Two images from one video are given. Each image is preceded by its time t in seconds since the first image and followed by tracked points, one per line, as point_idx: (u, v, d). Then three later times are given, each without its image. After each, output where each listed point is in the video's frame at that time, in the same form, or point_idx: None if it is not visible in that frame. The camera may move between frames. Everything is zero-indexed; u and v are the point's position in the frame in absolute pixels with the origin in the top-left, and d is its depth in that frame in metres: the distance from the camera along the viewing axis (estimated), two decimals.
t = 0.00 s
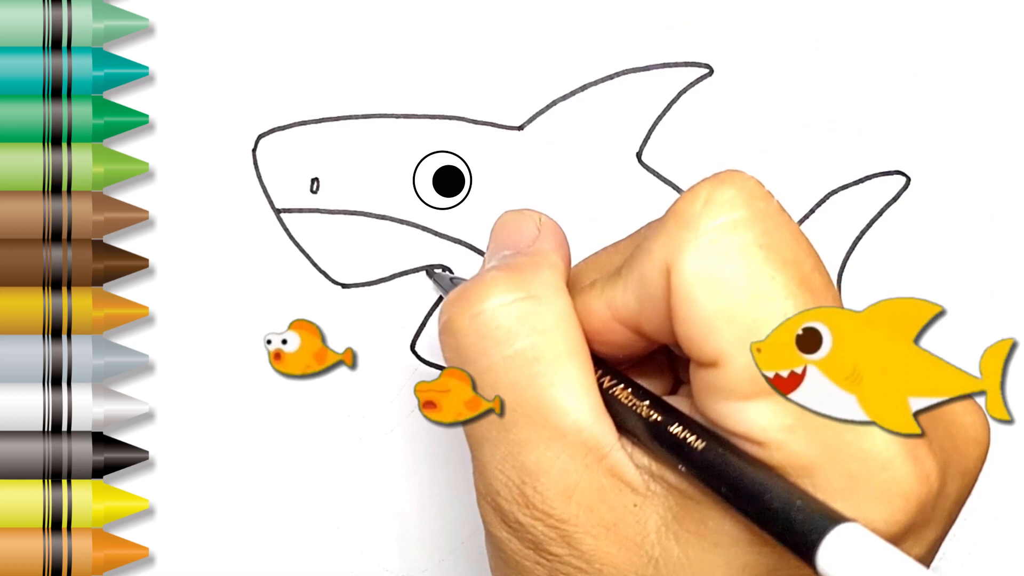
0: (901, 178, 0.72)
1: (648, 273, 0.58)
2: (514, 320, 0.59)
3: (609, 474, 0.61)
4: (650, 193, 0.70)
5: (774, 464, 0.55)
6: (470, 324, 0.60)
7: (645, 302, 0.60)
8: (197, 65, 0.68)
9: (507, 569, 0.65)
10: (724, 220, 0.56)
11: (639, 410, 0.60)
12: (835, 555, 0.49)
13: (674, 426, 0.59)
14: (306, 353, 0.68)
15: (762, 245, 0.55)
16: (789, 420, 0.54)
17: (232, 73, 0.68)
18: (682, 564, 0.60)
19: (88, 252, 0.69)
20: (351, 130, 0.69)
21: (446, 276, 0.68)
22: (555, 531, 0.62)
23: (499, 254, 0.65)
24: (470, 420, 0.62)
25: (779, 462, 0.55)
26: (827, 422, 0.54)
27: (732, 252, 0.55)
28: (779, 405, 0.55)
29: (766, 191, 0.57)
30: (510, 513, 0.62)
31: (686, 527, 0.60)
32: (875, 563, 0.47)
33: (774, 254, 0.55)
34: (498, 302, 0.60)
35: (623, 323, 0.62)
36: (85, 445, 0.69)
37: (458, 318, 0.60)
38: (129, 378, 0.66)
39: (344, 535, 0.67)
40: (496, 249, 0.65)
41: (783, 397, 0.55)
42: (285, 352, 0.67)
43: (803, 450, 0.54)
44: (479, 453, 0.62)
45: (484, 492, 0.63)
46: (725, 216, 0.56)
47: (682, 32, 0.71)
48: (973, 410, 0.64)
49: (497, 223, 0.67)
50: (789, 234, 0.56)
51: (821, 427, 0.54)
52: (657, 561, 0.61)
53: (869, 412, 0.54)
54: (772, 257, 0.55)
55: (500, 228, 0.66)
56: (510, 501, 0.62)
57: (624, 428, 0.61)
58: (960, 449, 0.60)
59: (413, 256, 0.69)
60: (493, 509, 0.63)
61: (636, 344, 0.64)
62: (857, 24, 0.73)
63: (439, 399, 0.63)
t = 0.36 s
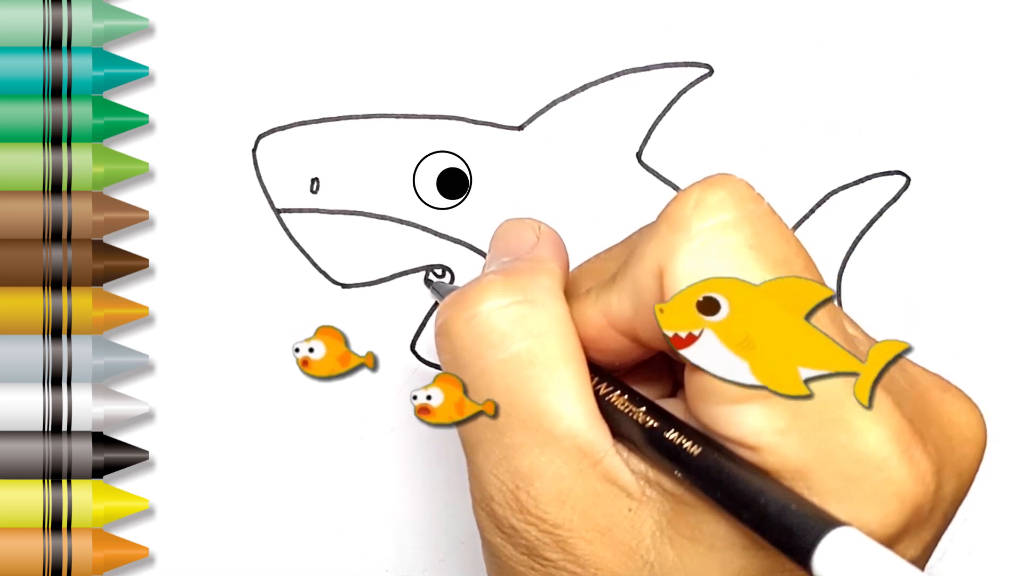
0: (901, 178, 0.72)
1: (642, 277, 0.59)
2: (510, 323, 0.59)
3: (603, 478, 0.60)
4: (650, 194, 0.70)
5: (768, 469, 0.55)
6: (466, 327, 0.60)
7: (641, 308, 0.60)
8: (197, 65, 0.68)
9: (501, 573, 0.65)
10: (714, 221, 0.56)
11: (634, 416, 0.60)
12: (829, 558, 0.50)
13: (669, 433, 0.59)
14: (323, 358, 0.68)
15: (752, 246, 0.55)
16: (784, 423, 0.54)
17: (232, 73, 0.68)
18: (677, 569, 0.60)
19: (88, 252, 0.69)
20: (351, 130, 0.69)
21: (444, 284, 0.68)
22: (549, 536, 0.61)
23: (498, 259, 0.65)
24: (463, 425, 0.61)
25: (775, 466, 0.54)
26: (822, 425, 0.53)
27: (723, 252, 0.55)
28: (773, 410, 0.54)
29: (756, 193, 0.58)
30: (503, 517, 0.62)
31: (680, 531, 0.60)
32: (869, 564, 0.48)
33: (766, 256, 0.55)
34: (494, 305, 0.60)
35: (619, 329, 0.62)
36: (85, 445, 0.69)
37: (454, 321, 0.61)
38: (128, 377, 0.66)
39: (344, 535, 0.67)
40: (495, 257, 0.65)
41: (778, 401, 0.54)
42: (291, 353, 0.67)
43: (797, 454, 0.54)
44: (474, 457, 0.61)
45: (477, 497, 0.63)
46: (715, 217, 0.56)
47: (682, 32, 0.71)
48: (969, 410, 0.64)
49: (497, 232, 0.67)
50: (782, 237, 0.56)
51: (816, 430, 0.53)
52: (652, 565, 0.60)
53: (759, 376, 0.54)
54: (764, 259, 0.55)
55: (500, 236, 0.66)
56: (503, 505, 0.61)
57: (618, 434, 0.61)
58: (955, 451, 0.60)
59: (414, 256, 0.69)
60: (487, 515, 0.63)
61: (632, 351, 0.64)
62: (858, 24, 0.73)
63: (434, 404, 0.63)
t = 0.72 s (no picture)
0: (900, 178, 0.72)
1: (632, 275, 0.59)
2: (492, 325, 0.59)
3: (592, 478, 0.60)
4: (650, 194, 0.70)
5: (756, 464, 0.55)
6: (450, 331, 0.60)
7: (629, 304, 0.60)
8: (197, 65, 0.68)
9: (496, 572, 0.65)
10: (704, 220, 0.56)
11: (623, 413, 0.61)
12: (820, 555, 0.49)
13: (658, 429, 0.59)
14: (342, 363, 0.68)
15: (742, 246, 0.55)
16: (773, 419, 0.54)
17: (232, 73, 0.68)
18: (669, 566, 0.60)
19: (88, 252, 0.69)
20: (351, 130, 0.69)
21: (428, 281, 0.68)
22: (540, 536, 0.61)
23: (482, 258, 0.65)
24: (452, 426, 0.61)
25: (764, 461, 0.55)
26: (810, 421, 0.54)
27: (712, 252, 0.55)
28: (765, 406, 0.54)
29: (745, 190, 0.57)
30: (494, 517, 0.62)
31: (671, 528, 0.60)
32: (863, 563, 0.47)
33: (755, 255, 0.55)
34: (477, 307, 0.59)
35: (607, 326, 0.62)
36: (85, 445, 0.69)
37: (438, 324, 0.60)
38: (129, 377, 0.66)
39: (344, 535, 0.67)
40: (478, 255, 0.66)
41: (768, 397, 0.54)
42: (290, 353, 0.67)
43: (786, 448, 0.54)
44: (464, 458, 0.61)
45: (469, 498, 0.63)
46: (705, 216, 0.56)
47: (682, 31, 0.71)
48: (960, 406, 0.64)
49: (481, 227, 0.68)
50: (769, 234, 0.56)
51: (805, 425, 0.54)
52: (644, 563, 0.60)
53: (714, 378, 0.55)
54: (754, 258, 0.55)
55: (483, 232, 0.67)
56: (494, 505, 0.61)
57: (607, 431, 0.61)
58: (946, 447, 0.61)
59: (413, 255, 0.69)
60: (478, 514, 0.63)
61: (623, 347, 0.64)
62: (858, 24, 0.73)
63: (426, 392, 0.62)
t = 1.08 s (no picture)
0: (901, 178, 0.72)
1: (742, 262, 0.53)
2: (577, 317, 0.52)
3: (676, 487, 0.53)
4: (648, 194, 0.70)
5: (864, 473, 0.50)
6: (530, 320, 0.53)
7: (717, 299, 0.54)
8: (197, 65, 0.69)
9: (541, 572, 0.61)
10: (829, 205, 0.50)
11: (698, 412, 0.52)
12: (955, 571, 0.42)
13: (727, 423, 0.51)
14: (361, 363, 0.67)
15: (867, 232, 0.50)
16: (886, 425, 0.50)
17: (232, 74, 0.69)
18: None
19: (88, 253, 0.68)
20: (351, 130, 0.69)
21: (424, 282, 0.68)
22: (615, 546, 0.55)
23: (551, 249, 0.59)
24: (521, 419, 0.55)
25: (869, 469, 0.50)
26: (930, 428, 0.50)
27: (839, 238, 0.50)
28: (873, 408, 0.50)
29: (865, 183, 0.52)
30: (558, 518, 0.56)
31: (756, 543, 0.54)
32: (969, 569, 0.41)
33: (877, 243, 0.50)
34: (560, 297, 0.53)
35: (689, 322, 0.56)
36: (85, 445, 0.69)
37: (512, 312, 0.54)
38: (128, 377, 0.66)
39: (344, 534, 0.67)
40: (539, 247, 0.60)
41: (885, 397, 0.50)
42: (291, 353, 0.68)
43: (897, 457, 0.50)
44: (533, 458, 0.55)
45: (535, 499, 0.57)
46: (832, 200, 0.51)
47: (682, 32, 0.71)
48: None
49: (541, 217, 0.63)
50: (886, 224, 0.51)
51: (923, 435, 0.50)
52: None
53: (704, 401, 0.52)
54: (876, 248, 0.50)
55: (543, 223, 0.61)
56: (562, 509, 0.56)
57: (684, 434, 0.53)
58: None
59: (414, 256, 0.69)
60: (542, 519, 0.57)
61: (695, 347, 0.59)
62: (857, 24, 0.73)
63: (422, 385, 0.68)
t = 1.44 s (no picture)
0: (901, 178, 0.72)
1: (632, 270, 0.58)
2: (496, 322, 0.59)
3: (595, 475, 0.60)
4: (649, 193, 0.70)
5: (759, 459, 0.55)
6: (451, 326, 0.59)
7: (629, 300, 0.60)
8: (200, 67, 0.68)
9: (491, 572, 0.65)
10: (704, 213, 0.56)
11: (621, 409, 0.60)
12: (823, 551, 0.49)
13: (657, 425, 0.58)
14: (376, 348, 0.67)
15: (743, 239, 0.56)
16: (774, 415, 0.54)
17: (231, 74, 0.69)
18: (669, 565, 0.60)
19: (88, 252, 0.69)
20: (351, 130, 0.69)
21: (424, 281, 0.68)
22: (540, 535, 0.61)
23: (479, 257, 0.65)
24: (453, 426, 0.61)
25: (764, 457, 0.55)
26: (811, 415, 0.54)
27: (713, 246, 0.55)
28: (764, 401, 0.55)
29: (745, 184, 0.58)
30: (492, 516, 0.62)
31: (670, 525, 0.60)
32: (873, 562, 0.46)
33: (754, 248, 0.56)
34: (480, 305, 0.59)
35: (605, 321, 0.62)
36: (85, 445, 0.69)
37: (439, 322, 0.60)
38: (128, 377, 0.66)
39: (344, 535, 0.67)
40: (474, 252, 0.65)
41: (768, 392, 0.55)
42: (292, 354, 0.67)
43: (788, 445, 0.55)
44: (463, 457, 0.61)
45: (468, 497, 0.63)
46: (707, 209, 0.56)
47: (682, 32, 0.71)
48: (955, 403, 0.64)
49: (477, 224, 0.67)
50: (769, 227, 0.57)
51: (807, 422, 0.54)
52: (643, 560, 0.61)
53: (699, 395, 0.57)
54: (752, 252, 0.56)
55: (478, 230, 0.67)
56: (495, 505, 0.61)
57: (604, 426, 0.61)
58: (942, 442, 0.61)
59: (412, 255, 0.69)
60: (477, 513, 0.63)
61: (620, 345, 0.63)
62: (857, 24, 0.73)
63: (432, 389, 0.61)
